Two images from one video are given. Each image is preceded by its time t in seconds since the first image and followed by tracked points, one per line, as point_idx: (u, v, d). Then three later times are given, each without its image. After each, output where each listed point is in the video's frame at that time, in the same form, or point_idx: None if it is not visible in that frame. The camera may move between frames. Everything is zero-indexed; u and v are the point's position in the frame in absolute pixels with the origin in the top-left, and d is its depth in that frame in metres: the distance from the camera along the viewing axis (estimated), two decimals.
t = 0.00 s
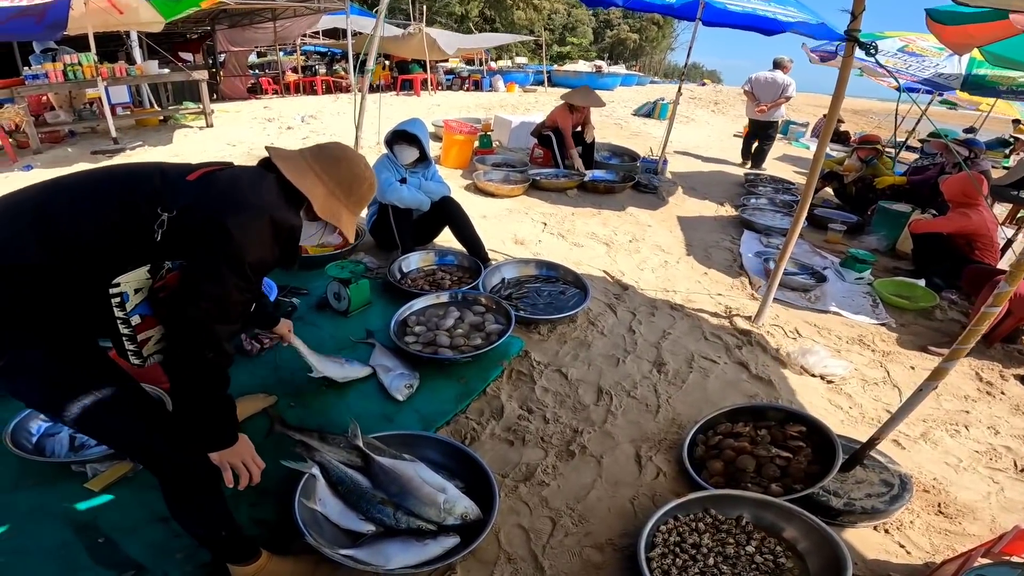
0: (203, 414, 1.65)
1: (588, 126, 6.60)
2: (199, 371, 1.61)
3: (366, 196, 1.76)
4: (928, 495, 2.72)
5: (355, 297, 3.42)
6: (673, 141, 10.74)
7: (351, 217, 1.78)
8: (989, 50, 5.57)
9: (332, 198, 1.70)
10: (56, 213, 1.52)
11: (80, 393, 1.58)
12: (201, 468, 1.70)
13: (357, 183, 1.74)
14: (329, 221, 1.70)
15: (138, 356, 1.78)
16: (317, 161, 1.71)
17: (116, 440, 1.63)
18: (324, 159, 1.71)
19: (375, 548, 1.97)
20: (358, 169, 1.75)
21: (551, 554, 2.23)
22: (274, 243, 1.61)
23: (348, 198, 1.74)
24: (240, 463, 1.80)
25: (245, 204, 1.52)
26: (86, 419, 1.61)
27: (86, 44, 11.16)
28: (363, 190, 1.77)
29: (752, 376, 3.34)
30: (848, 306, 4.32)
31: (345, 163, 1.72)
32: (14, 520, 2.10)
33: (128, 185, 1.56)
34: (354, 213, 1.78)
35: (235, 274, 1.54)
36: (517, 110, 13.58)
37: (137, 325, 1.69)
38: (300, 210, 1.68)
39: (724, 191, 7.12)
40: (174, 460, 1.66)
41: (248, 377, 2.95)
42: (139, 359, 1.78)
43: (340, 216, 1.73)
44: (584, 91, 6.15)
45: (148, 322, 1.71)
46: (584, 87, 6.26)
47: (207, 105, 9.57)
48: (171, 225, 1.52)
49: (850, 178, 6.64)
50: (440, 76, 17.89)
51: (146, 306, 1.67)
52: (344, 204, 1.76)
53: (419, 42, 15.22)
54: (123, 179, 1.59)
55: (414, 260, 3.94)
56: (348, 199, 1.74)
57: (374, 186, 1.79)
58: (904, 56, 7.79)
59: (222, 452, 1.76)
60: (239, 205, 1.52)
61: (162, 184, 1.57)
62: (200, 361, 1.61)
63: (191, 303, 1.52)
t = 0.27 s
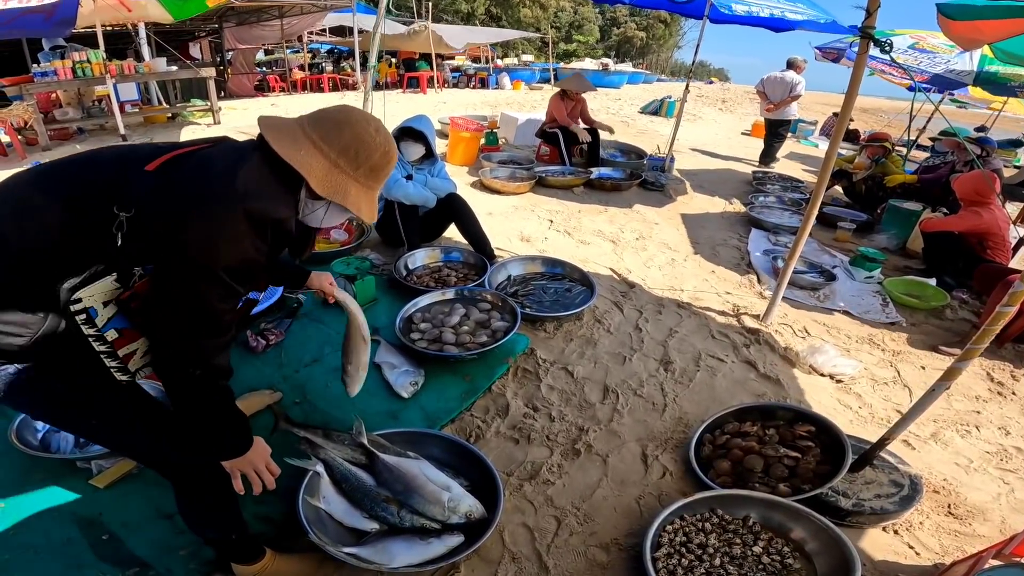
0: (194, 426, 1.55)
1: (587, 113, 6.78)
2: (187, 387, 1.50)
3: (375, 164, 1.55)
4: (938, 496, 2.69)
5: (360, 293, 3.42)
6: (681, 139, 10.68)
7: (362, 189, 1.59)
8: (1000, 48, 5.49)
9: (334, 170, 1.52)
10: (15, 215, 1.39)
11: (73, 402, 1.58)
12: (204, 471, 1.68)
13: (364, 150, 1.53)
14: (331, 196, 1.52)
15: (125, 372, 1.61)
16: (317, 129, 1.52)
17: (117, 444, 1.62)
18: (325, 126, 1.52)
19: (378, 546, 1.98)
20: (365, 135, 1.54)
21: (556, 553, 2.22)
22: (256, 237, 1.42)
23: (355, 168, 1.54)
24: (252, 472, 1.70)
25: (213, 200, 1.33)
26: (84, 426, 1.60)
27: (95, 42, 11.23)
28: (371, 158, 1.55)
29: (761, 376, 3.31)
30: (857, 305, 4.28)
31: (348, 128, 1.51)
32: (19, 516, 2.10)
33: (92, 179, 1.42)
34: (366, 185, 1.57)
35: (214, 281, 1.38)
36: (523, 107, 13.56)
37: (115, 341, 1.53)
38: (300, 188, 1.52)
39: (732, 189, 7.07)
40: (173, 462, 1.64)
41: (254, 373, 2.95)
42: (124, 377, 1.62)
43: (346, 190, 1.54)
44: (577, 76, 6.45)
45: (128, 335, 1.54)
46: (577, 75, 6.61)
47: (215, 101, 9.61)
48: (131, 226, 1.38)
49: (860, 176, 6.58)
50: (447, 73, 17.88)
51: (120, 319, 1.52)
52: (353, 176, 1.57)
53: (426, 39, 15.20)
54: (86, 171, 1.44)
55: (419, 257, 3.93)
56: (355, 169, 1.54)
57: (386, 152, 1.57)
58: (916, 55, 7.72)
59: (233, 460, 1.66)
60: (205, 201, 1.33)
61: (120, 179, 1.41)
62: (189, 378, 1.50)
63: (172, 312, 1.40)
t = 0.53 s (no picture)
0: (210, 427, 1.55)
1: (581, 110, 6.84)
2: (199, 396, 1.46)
3: (395, 161, 1.56)
4: (944, 497, 2.67)
5: (364, 292, 3.42)
6: (686, 138, 10.64)
7: (382, 185, 1.61)
8: (1007, 47, 5.45)
9: (357, 172, 1.54)
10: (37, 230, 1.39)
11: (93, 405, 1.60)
12: (225, 471, 1.69)
13: (384, 148, 1.53)
14: (356, 199, 1.55)
15: (144, 375, 1.57)
16: (335, 126, 1.51)
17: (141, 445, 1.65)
18: (343, 125, 1.51)
19: (381, 545, 1.98)
20: (387, 132, 1.54)
21: (558, 553, 2.21)
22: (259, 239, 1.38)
23: (375, 167, 1.55)
24: (275, 473, 1.72)
25: (215, 205, 1.31)
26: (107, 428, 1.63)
27: (101, 41, 11.29)
28: (394, 154, 1.56)
29: (766, 375, 3.29)
30: (864, 305, 4.25)
31: (367, 126, 1.50)
32: (23, 513, 2.11)
33: (110, 186, 1.42)
34: (385, 181, 1.59)
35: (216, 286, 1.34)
36: (527, 106, 13.54)
37: (131, 344, 1.49)
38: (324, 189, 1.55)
39: (737, 188, 7.03)
40: (192, 463, 1.67)
41: (257, 371, 2.95)
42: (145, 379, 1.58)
43: (368, 190, 1.56)
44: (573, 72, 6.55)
45: (144, 338, 1.50)
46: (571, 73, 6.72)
47: (220, 100, 9.63)
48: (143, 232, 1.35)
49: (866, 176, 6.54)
50: (451, 72, 17.88)
51: (133, 323, 1.47)
52: (373, 173, 1.58)
53: (430, 38, 15.18)
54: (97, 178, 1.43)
55: (423, 255, 3.93)
56: (376, 168, 1.55)
57: (405, 148, 1.57)
58: (922, 53, 7.66)
59: (257, 461, 1.67)
60: (209, 206, 1.31)
61: (129, 183, 1.37)
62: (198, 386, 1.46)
63: (178, 318, 1.35)
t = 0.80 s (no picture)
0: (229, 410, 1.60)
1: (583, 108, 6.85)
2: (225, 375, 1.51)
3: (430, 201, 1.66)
4: (947, 496, 2.66)
5: (369, 289, 3.44)
6: (690, 137, 10.61)
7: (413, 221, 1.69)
8: (1015, 45, 5.40)
9: (392, 202, 1.62)
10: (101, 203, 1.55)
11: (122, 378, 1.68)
12: (227, 456, 1.74)
13: (421, 187, 1.63)
14: (390, 227, 1.61)
15: (167, 347, 1.62)
16: (381, 161, 1.62)
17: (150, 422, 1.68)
18: (388, 161, 1.62)
19: (385, 543, 1.98)
20: (422, 171, 1.64)
21: (561, 551, 2.22)
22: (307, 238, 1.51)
23: (410, 203, 1.64)
24: (272, 460, 1.72)
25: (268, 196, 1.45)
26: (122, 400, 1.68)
27: (108, 40, 11.35)
28: (426, 192, 1.66)
29: (769, 375, 3.29)
30: (868, 304, 4.24)
31: (409, 165, 1.61)
32: (31, 509, 2.13)
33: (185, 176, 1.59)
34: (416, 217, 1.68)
35: (260, 269, 1.44)
36: (531, 105, 13.53)
37: (166, 316, 1.57)
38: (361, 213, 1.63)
39: (742, 187, 7.02)
40: (204, 446, 1.70)
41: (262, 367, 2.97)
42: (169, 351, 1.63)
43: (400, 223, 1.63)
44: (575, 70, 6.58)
45: (180, 312, 1.58)
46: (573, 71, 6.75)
47: (226, 99, 9.66)
48: (206, 214, 1.49)
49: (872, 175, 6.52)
50: (455, 71, 17.88)
51: (176, 295, 1.56)
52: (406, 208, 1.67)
53: (434, 37, 15.18)
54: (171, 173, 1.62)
55: (428, 254, 3.95)
56: (411, 204, 1.65)
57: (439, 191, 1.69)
58: (931, 53, 7.61)
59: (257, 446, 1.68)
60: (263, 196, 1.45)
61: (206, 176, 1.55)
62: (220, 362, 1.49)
63: (212, 295, 1.43)
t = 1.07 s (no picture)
0: (239, 399, 1.68)
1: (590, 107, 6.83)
2: (256, 360, 1.63)
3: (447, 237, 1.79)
4: (954, 498, 2.63)
5: (371, 287, 3.44)
6: (695, 136, 10.56)
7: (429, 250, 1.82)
8: None
9: (413, 233, 1.73)
10: (173, 193, 1.63)
11: (152, 351, 1.75)
12: (223, 445, 1.74)
13: (442, 222, 1.76)
14: (408, 254, 1.73)
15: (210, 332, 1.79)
16: (410, 193, 1.74)
17: (158, 404, 1.70)
18: (416, 193, 1.74)
19: (387, 545, 1.95)
20: (442, 208, 1.76)
21: (563, 552, 2.20)
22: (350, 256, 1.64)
23: (429, 234, 1.77)
24: (258, 446, 1.80)
25: (326, 211, 1.57)
26: (140, 376, 1.72)
27: (112, 38, 11.36)
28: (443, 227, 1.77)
29: (775, 375, 3.26)
30: (875, 304, 4.20)
31: (434, 201, 1.74)
32: (32, 509, 2.12)
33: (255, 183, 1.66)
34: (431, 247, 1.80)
35: (309, 275, 1.57)
36: (535, 104, 13.49)
37: (220, 305, 1.72)
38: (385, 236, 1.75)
39: (747, 186, 6.98)
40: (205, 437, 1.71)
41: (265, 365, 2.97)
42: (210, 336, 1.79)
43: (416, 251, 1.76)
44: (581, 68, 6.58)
45: (231, 304, 1.75)
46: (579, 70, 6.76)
47: (230, 97, 9.67)
48: (273, 226, 1.60)
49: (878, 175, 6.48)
50: (459, 70, 17.84)
51: (232, 288, 1.72)
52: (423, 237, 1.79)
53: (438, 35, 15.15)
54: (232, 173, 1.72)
55: (431, 253, 3.94)
56: (428, 235, 1.77)
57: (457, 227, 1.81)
58: (940, 52, 7.53)
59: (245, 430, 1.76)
60: (322, 213, 1.56)
61: (275, 190, 1.65)
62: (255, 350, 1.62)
63: (262, 292, 1.56)
